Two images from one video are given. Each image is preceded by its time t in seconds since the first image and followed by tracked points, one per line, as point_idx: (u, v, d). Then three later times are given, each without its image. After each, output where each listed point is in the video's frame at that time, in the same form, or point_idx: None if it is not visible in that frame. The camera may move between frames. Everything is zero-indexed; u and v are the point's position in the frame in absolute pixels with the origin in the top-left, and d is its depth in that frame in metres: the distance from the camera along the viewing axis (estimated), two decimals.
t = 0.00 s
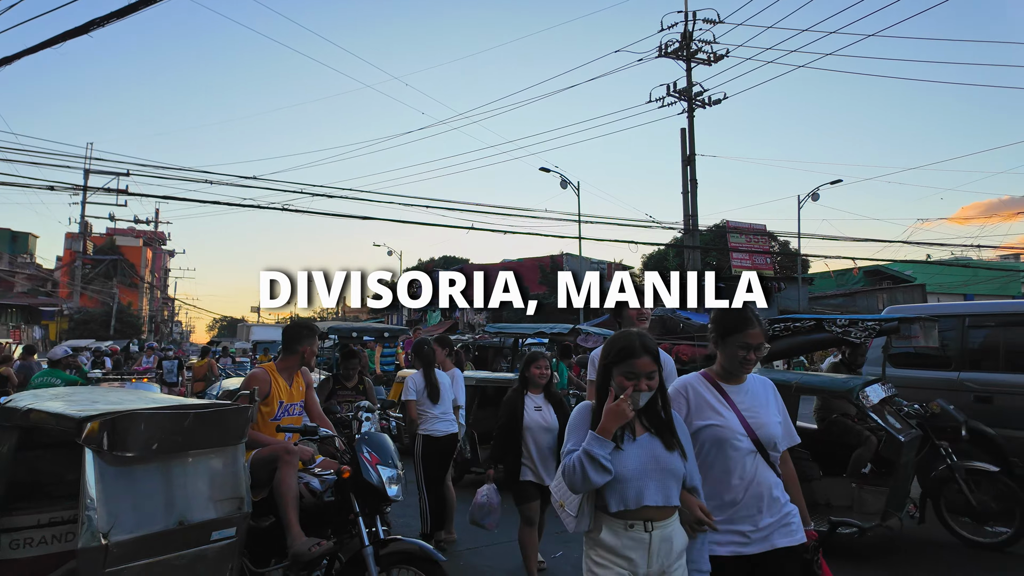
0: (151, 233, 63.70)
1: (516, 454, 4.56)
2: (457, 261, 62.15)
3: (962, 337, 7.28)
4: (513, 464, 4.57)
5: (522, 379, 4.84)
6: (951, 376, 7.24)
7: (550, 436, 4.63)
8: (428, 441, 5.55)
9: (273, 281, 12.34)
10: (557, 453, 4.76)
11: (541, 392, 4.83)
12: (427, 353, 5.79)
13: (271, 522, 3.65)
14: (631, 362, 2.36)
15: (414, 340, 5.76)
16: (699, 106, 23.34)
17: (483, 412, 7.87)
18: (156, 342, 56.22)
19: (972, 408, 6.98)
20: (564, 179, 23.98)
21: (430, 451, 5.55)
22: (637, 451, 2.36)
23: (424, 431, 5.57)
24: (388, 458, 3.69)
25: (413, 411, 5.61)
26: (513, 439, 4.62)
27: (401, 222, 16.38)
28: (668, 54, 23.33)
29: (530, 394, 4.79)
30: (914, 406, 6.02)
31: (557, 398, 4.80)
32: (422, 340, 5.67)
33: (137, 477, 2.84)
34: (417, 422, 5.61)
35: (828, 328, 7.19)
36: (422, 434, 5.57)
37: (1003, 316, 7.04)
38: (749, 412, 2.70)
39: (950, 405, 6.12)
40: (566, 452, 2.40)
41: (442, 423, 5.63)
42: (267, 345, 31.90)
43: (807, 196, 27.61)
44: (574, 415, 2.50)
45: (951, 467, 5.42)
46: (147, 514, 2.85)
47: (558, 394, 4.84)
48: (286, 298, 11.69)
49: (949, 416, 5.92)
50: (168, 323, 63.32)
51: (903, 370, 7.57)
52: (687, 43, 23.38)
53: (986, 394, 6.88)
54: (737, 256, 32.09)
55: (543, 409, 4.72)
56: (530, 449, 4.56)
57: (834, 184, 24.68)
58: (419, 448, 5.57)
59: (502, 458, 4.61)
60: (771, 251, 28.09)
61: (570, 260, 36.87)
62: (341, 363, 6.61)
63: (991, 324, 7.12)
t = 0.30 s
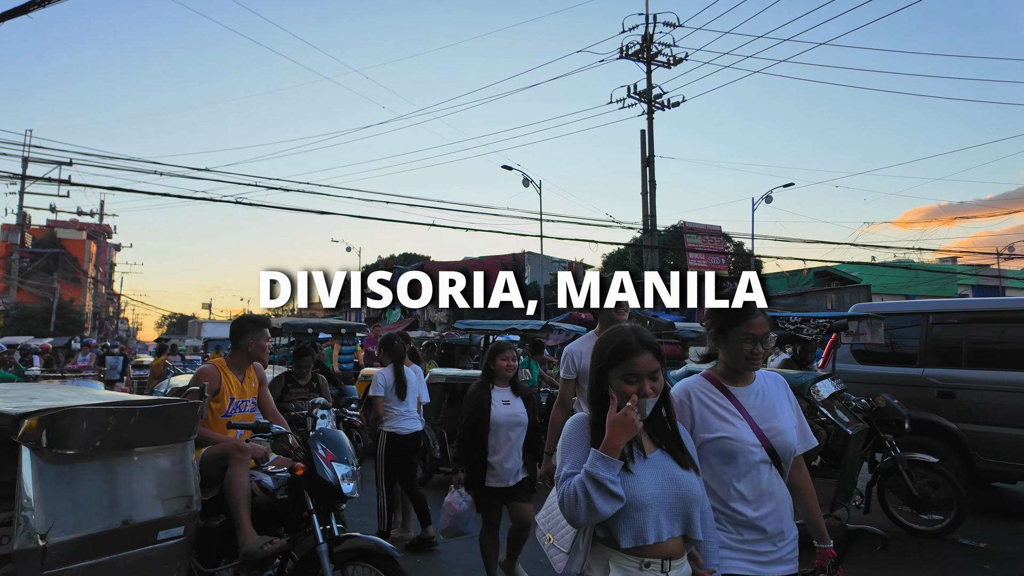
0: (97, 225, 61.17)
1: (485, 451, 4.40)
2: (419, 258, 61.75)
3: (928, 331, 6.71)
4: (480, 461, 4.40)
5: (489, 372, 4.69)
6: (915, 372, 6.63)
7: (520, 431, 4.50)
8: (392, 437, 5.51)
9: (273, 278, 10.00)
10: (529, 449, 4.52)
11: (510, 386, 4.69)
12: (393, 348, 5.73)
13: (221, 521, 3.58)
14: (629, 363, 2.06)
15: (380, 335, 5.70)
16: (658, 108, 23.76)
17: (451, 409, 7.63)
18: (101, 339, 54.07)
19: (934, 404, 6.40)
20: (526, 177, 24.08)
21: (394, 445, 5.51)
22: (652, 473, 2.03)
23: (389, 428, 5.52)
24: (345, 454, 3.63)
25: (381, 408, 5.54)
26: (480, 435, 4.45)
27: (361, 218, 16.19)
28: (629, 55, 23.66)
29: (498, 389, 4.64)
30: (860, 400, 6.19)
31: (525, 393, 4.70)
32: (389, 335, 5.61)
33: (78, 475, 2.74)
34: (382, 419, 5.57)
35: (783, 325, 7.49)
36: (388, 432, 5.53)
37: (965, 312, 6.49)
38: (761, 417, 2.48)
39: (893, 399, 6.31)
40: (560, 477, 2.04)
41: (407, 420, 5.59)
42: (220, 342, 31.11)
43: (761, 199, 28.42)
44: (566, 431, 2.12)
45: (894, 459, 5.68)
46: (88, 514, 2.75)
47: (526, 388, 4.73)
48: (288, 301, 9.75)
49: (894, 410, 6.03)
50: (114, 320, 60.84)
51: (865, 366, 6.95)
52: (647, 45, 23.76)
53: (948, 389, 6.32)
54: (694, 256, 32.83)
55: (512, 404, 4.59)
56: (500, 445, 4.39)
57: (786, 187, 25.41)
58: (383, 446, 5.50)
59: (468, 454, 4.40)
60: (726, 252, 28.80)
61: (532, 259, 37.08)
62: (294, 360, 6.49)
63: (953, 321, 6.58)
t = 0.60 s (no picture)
0: (31, 217, 58.05)
1: (458, 468, 3.92)
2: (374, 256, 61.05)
3: (885, 329, 6.61)
4: (452, 479, 3.91)
5: (462, 380, 4.21)
6: (872, 370, 6.52)
7: (495, 447, 4.03)
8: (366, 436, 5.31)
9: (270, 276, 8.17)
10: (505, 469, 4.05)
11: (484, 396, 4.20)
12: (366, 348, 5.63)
13: (164, 524, 3.46)
14: (670, 346, 1.80)
15: (349, 334, 5.67)
16: (614, 110, 24.12)
17: (418, 409, 7.50)
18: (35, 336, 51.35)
19: (890, 400, 6.30)
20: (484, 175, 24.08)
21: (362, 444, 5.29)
22: (695, 489, 1.72)
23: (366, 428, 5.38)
24: (293, 454, 3.57)
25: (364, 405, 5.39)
26: (452, 450, 3.97)
27: (316, 213, 15.89)
28: (587, 58, 23.92)
29: (472, 399, 4.16)
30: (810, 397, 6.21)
31: (501, 403, 4.20)
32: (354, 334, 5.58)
33: (9, 477, 2.59)
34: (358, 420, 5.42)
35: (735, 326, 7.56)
36: (365, 432, 5.36)
37: (923, 311, 6.41)
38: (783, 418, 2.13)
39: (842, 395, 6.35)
40: (587, 495, 1.69)
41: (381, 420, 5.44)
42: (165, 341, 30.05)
43: (713, 202, 29.16)
44: (583, 436, 1.76)
45: (842, 454, 5.77)
46: (20, 518, 2.61)
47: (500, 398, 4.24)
48: (290, 301, 7.76)
49: (842, 406, 6.06)
50: (49, 317, 57.87)
51: (825, 364, 6.81)
52: (604, 48, 24.09)
53: (905, 386, 6.23)
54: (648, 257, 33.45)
55: (487, 416, 4.09)
56: (472, 461, 3.92)
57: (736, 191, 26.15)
58: (360, 445, 5.29)
59: (438, 471, 3.91)
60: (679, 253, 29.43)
61: (489, 258, 37.11)
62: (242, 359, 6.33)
63: (910, 319, 6.49)
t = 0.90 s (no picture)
0: None
1: (431, 473, 3.55)
2: (328, 253, 59.91)
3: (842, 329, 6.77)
4: (427, 485, 3.55)
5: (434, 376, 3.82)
6: (830, 369, 6.72)
7: (474, 449, 3.65)
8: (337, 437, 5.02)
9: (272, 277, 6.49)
10: (486, 474, 3.66)
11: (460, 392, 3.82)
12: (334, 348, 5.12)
13: (102, 530, 3.32)
14: (763, 335, 1.34)
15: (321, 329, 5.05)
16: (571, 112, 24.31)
17: (382, 409, 7.43)
18: None
19: (846, 399, 6.51)
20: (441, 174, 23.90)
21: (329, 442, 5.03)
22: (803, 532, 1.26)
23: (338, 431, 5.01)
24: (240, 456, 3.48)
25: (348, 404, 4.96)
26: (425, 452, 3.62)
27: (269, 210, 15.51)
28: (545, 58, 24.05)
29: (446, 396, 3.78)
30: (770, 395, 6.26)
31: (479, 399, 3.81)
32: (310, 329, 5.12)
33: None
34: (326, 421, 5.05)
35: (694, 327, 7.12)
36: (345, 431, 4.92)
37: (878, 311, 6.60)
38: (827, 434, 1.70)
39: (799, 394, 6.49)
40: (660, 543, 1.24)
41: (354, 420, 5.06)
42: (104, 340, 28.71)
43: (666, 205, 29.77)
44: (651, 463, 1.31)
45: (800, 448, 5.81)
46: None
47: (479, 394, 3.85)
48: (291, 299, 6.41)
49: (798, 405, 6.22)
50: None
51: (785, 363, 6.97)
52: (562, 50, 24.28)
53: (861, 383, 6.44)
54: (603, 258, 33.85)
55: (463, 415, 3.71)
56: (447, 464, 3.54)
57: (688, 195, 26.79)
58: (338, 445, 4.84)
59: (410, 477, 3.55)
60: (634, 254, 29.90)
61: (446, 257, 36.89)
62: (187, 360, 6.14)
63: (865, 320, 6.68)
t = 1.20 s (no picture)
0: None
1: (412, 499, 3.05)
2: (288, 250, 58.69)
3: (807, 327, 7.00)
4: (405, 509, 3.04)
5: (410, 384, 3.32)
6: (795, 367, 6.91)
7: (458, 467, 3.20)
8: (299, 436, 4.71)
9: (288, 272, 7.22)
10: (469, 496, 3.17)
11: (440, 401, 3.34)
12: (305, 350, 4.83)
13: (45, 537, 3.19)
14: (935, 335, 1.10)
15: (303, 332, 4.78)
16: (536, 112, 24.39)
17: (355, 409, 7.26)
18: None
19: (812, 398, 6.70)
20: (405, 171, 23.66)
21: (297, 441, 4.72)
22: None
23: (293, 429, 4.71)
24: (194, 459, 3.38)
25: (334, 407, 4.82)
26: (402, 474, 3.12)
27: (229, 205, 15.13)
28: (510, 58, 24.13)
29: (424, 406, 3.28)
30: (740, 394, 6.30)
31: (462, 409, 3.37)
32: (273, 328, 4.94)
33: None
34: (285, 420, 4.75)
35: (671, 323, 7.18)
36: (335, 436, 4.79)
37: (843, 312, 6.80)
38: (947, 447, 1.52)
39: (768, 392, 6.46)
40: None
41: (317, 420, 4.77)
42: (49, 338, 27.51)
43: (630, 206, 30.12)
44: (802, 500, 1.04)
45: (769, 447, 5.87)
46: None
47: (460, 404, 3.41)
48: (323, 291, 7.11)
49: (770, 402, 6.30)
50: None
51: (752, 363, 7.13)
52: (527, 50, 24.37)
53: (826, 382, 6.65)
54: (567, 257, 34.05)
55: (446, 427, 3.24)
56: (431, 488, 3.05)
57: (651, 197, 27.20)
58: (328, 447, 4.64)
59: (386, 506, 3.03)
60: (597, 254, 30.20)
61: (409, 255, 36.58)
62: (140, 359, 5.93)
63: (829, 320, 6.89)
